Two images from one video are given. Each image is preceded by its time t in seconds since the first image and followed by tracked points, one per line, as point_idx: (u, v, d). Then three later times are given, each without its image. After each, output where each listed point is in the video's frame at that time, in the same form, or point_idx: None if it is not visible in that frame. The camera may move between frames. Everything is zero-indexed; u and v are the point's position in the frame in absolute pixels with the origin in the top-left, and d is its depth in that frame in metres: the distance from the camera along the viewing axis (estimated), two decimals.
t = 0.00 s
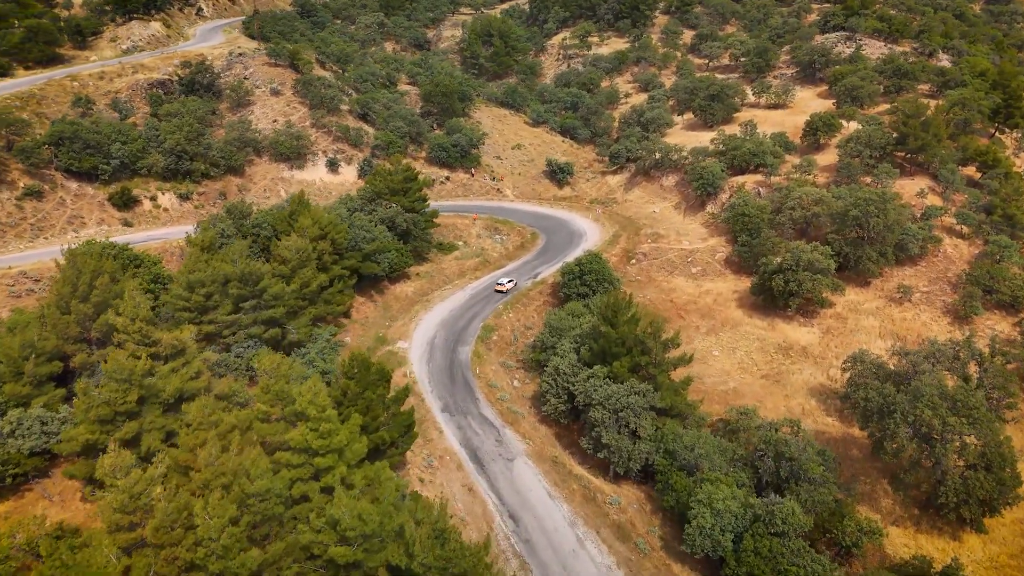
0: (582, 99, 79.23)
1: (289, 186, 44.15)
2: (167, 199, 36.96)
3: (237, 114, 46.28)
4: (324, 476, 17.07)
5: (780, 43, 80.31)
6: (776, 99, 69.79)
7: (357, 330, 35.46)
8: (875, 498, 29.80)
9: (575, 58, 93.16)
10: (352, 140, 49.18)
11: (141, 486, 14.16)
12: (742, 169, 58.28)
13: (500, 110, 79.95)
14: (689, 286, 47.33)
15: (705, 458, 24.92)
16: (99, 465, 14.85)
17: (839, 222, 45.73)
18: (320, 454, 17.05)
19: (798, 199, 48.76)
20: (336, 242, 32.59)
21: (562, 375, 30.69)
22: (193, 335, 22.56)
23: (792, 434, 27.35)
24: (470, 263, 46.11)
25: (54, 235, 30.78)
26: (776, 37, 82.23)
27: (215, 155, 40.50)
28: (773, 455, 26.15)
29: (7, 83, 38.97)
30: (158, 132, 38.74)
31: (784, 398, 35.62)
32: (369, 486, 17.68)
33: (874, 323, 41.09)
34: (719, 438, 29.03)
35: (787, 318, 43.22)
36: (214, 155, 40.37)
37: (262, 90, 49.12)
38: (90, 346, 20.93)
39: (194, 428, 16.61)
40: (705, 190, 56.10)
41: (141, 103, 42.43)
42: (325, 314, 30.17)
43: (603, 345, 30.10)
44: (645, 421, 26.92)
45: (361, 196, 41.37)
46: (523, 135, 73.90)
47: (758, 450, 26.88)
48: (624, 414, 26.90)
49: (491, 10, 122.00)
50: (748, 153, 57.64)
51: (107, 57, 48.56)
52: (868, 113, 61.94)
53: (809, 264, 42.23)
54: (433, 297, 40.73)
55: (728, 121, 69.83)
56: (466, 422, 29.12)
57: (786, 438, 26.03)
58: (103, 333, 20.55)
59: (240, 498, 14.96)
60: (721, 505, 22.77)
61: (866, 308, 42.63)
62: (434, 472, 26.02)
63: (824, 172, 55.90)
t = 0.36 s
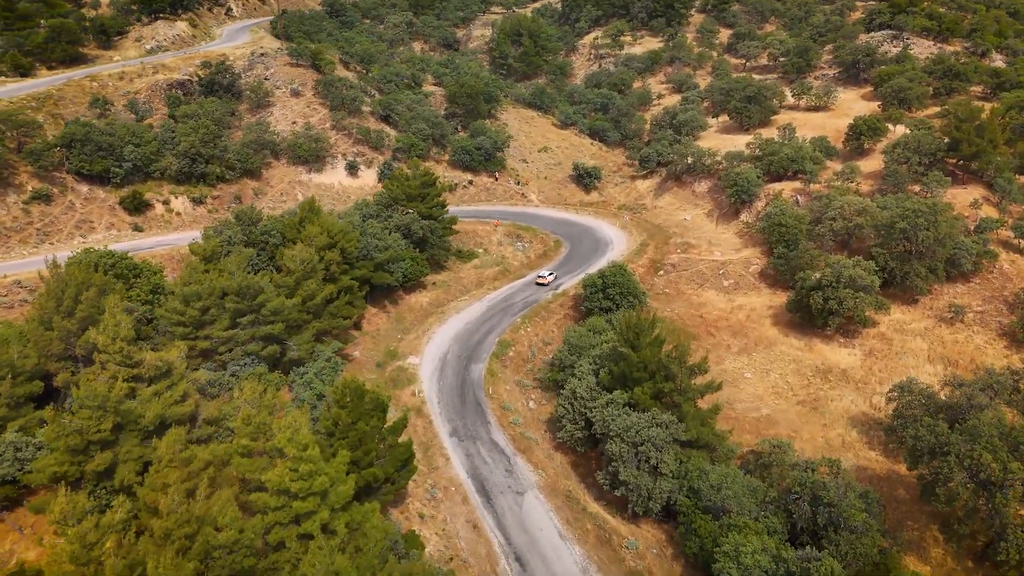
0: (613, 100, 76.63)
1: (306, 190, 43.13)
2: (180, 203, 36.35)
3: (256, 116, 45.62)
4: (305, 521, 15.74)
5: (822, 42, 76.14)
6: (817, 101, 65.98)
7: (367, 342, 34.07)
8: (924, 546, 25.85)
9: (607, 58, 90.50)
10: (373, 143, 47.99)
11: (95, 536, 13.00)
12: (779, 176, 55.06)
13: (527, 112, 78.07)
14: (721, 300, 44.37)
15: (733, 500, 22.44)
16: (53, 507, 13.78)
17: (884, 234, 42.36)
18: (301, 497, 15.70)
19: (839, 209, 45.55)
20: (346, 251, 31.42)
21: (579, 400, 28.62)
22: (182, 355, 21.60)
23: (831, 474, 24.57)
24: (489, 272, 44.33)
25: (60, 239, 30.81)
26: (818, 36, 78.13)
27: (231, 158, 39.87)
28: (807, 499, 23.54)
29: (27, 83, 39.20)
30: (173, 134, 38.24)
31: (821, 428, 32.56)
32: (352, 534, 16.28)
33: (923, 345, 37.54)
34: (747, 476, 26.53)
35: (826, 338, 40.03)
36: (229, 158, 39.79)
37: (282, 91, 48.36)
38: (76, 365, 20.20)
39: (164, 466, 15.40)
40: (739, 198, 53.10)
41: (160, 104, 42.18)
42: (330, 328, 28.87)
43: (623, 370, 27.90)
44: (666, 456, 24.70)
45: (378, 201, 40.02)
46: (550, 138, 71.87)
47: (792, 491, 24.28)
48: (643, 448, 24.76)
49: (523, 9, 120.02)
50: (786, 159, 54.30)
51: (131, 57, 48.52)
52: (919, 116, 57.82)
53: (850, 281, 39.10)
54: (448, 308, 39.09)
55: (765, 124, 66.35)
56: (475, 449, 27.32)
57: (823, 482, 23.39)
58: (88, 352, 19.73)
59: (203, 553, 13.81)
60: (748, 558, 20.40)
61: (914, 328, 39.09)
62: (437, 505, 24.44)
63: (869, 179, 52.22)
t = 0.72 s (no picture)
0: (636, 102, 74.01)
1: (315, 195, 41.69)
2: (183, 209, 35.23)
3: (266, 118, 44.47)
4: None
5: (857, 42, 72.44)
6: (851, 104, 62.53)
7: (369, 358, 32.37)
8: None
9: (631, 58, 87.82)
10: (386, 146, 46.43)
11: None
12: (809, 186, 52.11)
13: (547, 114, 75.96)
14: (748, 316, 41.43)
15: (759, 553, 20.19)
16: None
17: (926, 247, 38.96)
18: (267, 555, 14.01)
19: (876, 220, 42.45)
20: (348, 263, 29.95)
21: (591, 430, 26.43)
22: (162, 380, 20.23)
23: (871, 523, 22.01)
24: (501, 282, 42.32)
25: (56, 247, 30.00)
26: (852, 35, 74.42)
27: (238, 162, 38.71)
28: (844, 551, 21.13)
29: (35, 84, 38.61)
30: (178, 137, 37.17)
31: (856, 463, 29.48)
32: None
33: (969, 369, 34.06)
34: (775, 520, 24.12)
35: (861, 360, 36.68)
36: (236, 162, 38.65)
37: (294, 92, 47.17)
38: (47, 390, 18.96)
39: (118, 518, 13.90)
40: (767, 206, 50.15)
41: (168, 106, 41.26)
42: (327, 347, 27.23)
43: (639, 398, 25.61)
44: (686, 498, 22.43)
45: (386, 208, 38.39)
46: (570, 140, 69.66)
47: (827, 543, 21.70)
48: (660, 489, 22.54)
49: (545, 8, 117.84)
50: (819, 165, 51.15)
51: (142, 57, 47.74)
52: (962, 120, 54.15)
53: (889, 300, 35.98)
54: (457, 321, 37.25)
55: (795, 128, 63.12)
56: (478, 481, 25.41)
57: (861, 534, 21.01)
58: (57, 377, 18.46)
59: None
60: None
61: (959, 351, 35.60)
62: (434, 546, 22.54)
63: (909, 187, 48.83)
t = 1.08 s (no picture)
0: (658, 103, 71.25)
1: (322, 202, 40.12)
2: (184, 216, 33.85)
3: (274, 121, 43.12)
4: None
5: (890, 41, 68.72)
6: (886, 108, 59.13)
7: (371, 379, 30.64)
8: None
9: (653, 59, 85.07)
10: (397, 151, 44.63)
11: None
12: (842, 195, 48.89)
13: (565, 116, 73.74)
14: (776, 335, 38.69)
15: None
16: None
17: (974, 263, 35.45)
18: None
19: (917, 232, 39.15)
20: (349, 277, 28.29)
21: (606, 467, 24.25)
22: (137, 413, 18.77)
23: None
24: (514, 295, 40.23)
25: (49, 258, 28.78)
26: (885, 34, 70.72)
27: (243, 167, 37.29)
28: None
29: (39, 86, 37.84)
30: (182, 142, 35.78)
31: (898, 505, 26.50)
32: None
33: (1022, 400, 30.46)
34: None
35: (899, 388, 33.28)
36: (242, 167, 37.22)
37: (303, 95, 45.79)
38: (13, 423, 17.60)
39: None
40: (796, 216, 47.12)
41: (173, 108, 40.13)
42: (323, 370, 25.52)
43: (659, 435, 23.29)
44: (710, 553, 20.23)
45: (394, 216, 36.61)
46: (589, 144, 67.34)
47: None
48: (680, 542, 20.38)
49: (566, 8, 115.51)
50: (854, 173, 47.96)
51: (151, 57, 46.71)
52: (1008, 125, 50.56)
53: (932, 323, 32.49)
54: (466, 338, 35.37)
55: (826, 132, 59.90)
56: (481, 521, 23.43)
57: None
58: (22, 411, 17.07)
59: None
60: None
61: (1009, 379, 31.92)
62: None
63: (951, 197, 45.51)
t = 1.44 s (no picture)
0: (680, 106, 68.55)
1: (329, 210, 38.44)
2: (183, 225, 32.37)
3: (281, 125, 41.62)
4: None
5: (925, 40, 65.23)
6: (921, 112, 55.87)
7: (373, 403, 28.88)
8: None
9: (675, 60, 82.32)
10: (408, 156, 42.82)
11: None
12: (878, 204, 45.70)
13: (584, 119, 71.44)
14: (808, 357, 35.66)
15: None
16: None
17: None
18: None
19: (961, 247, 36.09)
20: (349, 294, 26.58)
21: (624, 511, 22.07)
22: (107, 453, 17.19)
23: None
24: (528, 309, 38.07)
25: (38, 270, 27.51)
26: (920, 33, 67.20)
27: (247, 173, 35.84)
28: None
29: (39, 89, 36.70)
30: (184, 146, 34.54)
31: (946, 557, 23.22)
32: None
33: None
34: None
35: (948, 420, 29.66)
36: (245, 173, 35.77)
37: (311, 98, 44.27)
38: None
39: None
40: (828, 227, 44.22)
41: (178, 112, 38.86)
42: (319, 397, 23.73)
43: (684, 480, 20.99)
44: None
45: (401, 227, 34.76)
46: (608, 148, 64.98)
47: None
48: None
49: (586, 7, 112.94)
50: (891, 182, 44.99)
51: (159, 59, 45.54)
52: None
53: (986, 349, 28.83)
54: (475, 357, 33.41)
55: (858, 137, 56.78)
56: (488, 570, 21.42)
57: None
58: None
59: None
60: None
61: None
62: None
63: (996, 209, 42.36)
